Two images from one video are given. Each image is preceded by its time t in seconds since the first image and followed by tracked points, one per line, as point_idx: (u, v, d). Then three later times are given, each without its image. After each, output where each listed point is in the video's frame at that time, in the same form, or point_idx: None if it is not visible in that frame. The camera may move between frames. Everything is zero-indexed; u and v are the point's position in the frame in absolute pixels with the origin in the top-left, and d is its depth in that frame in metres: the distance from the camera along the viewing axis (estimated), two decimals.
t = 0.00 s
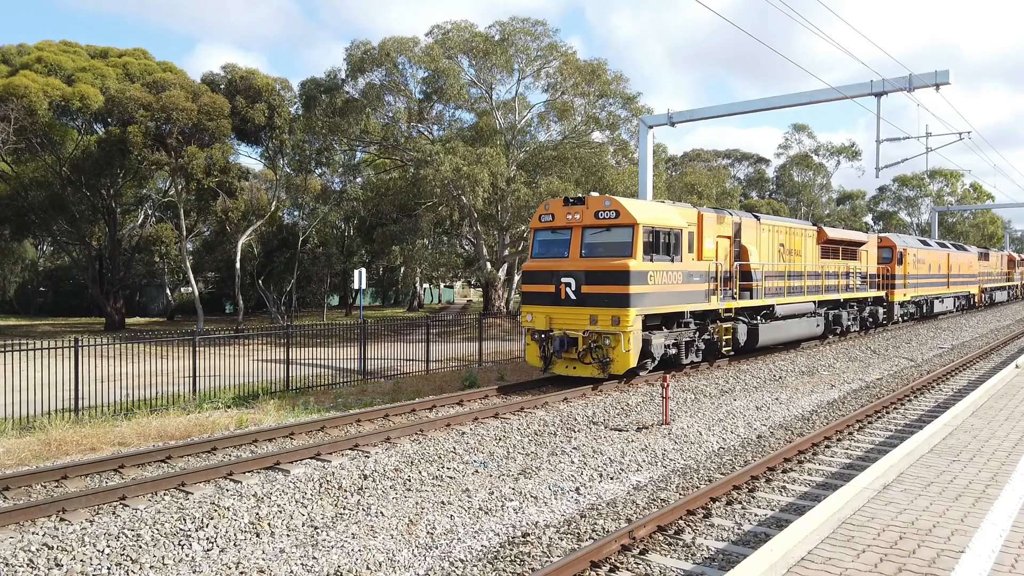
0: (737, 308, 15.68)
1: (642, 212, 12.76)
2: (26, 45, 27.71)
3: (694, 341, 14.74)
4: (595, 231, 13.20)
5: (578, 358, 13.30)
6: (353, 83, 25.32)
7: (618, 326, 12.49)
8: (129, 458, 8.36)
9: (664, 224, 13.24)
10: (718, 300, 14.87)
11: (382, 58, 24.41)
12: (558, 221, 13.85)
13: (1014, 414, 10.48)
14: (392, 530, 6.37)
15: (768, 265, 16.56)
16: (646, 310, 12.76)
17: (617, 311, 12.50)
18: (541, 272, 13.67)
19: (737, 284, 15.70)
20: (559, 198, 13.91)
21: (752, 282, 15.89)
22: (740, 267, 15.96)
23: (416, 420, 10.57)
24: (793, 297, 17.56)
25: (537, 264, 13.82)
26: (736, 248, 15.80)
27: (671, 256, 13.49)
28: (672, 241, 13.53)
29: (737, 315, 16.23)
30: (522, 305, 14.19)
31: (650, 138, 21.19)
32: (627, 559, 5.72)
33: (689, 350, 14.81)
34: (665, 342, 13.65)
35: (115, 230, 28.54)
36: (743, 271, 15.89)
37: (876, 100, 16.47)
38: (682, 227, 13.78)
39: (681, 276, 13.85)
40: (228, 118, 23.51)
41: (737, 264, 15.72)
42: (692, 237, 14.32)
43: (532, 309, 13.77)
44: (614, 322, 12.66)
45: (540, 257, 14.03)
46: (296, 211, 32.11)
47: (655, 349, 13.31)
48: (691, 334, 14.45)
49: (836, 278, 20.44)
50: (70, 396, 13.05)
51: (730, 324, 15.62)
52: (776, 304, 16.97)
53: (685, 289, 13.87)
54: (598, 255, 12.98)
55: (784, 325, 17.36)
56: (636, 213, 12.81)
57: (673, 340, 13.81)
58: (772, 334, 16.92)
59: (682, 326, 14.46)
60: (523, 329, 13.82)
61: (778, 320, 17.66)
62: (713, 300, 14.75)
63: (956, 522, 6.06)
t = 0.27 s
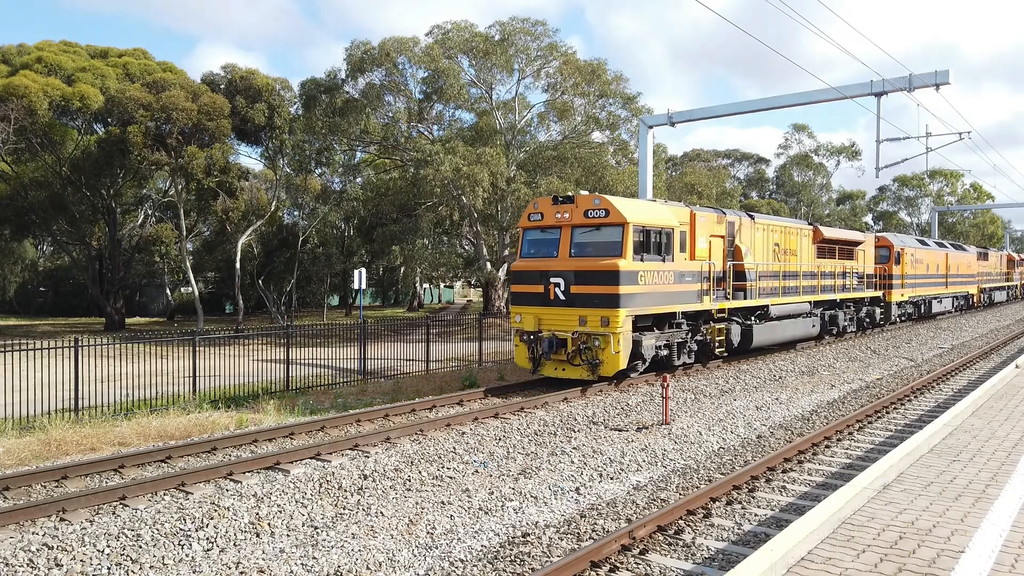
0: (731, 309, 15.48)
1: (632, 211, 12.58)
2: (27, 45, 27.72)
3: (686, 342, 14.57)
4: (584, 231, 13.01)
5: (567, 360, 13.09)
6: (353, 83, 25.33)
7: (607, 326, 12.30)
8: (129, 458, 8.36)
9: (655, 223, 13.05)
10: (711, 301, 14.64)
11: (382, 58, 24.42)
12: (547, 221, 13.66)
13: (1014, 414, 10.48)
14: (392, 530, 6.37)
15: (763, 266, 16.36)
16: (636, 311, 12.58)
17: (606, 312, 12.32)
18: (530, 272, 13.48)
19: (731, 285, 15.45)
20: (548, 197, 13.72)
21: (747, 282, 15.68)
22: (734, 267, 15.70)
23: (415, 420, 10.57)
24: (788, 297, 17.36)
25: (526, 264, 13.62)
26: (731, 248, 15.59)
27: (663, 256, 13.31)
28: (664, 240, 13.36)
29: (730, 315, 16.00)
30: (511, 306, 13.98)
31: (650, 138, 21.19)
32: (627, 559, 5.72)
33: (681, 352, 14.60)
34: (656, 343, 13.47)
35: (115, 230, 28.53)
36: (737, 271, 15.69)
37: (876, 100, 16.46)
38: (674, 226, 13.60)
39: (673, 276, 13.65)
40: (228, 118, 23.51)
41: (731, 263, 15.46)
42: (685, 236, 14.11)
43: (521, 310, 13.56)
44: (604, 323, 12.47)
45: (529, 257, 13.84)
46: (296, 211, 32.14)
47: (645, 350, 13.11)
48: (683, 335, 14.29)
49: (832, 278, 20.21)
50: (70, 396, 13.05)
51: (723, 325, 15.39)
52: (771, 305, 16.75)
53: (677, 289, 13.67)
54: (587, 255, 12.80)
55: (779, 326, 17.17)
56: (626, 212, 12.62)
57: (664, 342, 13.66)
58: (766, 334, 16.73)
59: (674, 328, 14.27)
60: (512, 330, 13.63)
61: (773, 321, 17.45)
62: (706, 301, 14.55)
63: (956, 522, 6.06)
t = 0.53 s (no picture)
0: (724, 309, 15.28)
1: (622, 209, 12.23)
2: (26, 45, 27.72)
3: (677, 343, 14.33)
4: (573, 230, 12.64)
5: (556, 361, 12.73)
6: (353, 83, 25.34)
7: (596, 328, 11.95)
8: (129, 458, 8.36)
9: (645, 222, 12.74)
10: (703, 301, 14.46)
11: (382, 58, 24.43)
12: (536, 219, 13.29)
13: (1014, 414, 10.48)
14: (392, 531, 6.37)
15: (757, 266, 16.18)
16: (626, 312, 12.26)
17: (596, 313, 11.96)
18: (518, 272, 13.10)
19: (724, 285, 15.30)
20: (537, 195, 13.35)
21: (741, 282, 15.50)
22: (728, 267, 15.56)
23: (416, 420, 10.57)
24: (782, 298, 17.15)
25: (514, 264, 13.24)
26: (724, 247, 15.40)
27: (654, 256, 13.04)
28: (655, 240, 13.09)
29: (724, 316, 15.83)
30: (499, 306, 13.60)
31: (650, 138, 21.19)
32: (627, 559, 5.72)
33: (673, 353, 14.40)
34: (646, 345, 13.20)
35: (115, 230, 28.52)
36: (731, 271, 15.50)
37: (876, 100, 16.47)
38: (665, 225, 13.33)
39: (664, 276, 13.35)
40: (228, 118, 23.51)
41: (724, 263, 15.30)
42: (676, 235, 13.85)
43: (509, 311, 13.19)
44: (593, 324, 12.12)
45: (518, 257, 13.46)
46: (296, 211, 32.16)
47: (636, 352, 12.83)
48: (675, 336, 14.04)
49: (828, 278, 19.97)
50: (70, 396, 13.04)
51: (716, 326, 15.21)
52: (765, 305, 16.58)
53: (668, 290, 13.38)
54: (576, 254, 12.43)
55: (773, 327, 16.96)
56: (616, 210, 12.27)
57: (655, 343, 13.40)
58: (760, 335, 16.51)
59: (666, 329, 14.00)
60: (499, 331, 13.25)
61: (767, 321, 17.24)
62: (699, 301, 14.30)
63: (956, 522, 6.06)
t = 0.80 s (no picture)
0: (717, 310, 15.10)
1: (610, 209, 12.09)
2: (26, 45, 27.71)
3: (669, 345, 14.15)
4: (562, 229, 12.50)
5: (544, 363, 12.58)
6: (353, 83, 25.35)
7: (585, 329, 11.81)
8: (129, 458, 8.36)
9: (634, 222, 12.58)
10: (695, 302, 14.27)
11: (382, 58, 24.43)
12: (524, 219, 13.15)
13: (1015, 414, 10.47)
14: (392, 531, 6.37)
15: (751, 265, 16.02)
16: (616, 313, 12.12)
17: (584, 314, 11.82)
18: (506, 272, 12.97)
19: (718, 285, 15.12)
20: (525, 194, 13.21)
21: (734, 283, 15.33)
22: (721, 267, 15.39)
23: (416, 420, 10.57)
24: (777, 299, 16.97)
25: (502, 264, 13.11)
26: (718, 247, 15.24)
27: (644, 255, 12.88)
28: (645, 239, 12.92)
29: (717, 317, 15.65)
30: (487, 307, 13.46)
31: (650, 138, 21.19)
32: (627, 559, 5.72)
33: (665, 354, 14.23)
34: (636, 347, 13.03)
35: (115, 230, 28.51)
36: (724, 271, 15.34)
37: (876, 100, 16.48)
38: (655, 224, 13.17)
39: (654, 276, 13.21)
40: (228, 118, 23.50)
41: (717, 263, 15.12)
42: (667, 235, 13.67)
43: (498, 311, 13.05)
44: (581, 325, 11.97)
45: (507, 257, 13.32)
46: (296, 211, 32.19)
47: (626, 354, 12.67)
48: (666, 337, 13.90)
49: (824, 278, 19.79)
50: (70, 396, 13.05)
51: (709, 326, 15.03)
52: (760, 305, 16.39)
53: (659, 290, 13.23)
54: (565, 254, 12.29)
55: (768, 328, 16.80)
56: (604, 209, 12.12)
57: (646, 344, 13.26)
58: (754, 336, 16.33)
59: (657, 329, 13.84)
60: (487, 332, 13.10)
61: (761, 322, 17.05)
62: (691, 302, 14.14)
63: (956, 522, 6.06)
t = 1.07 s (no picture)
0: (711, 311, 14.79)
1: (600, 207, 11.77)
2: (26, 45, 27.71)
3: (661, 346, 13.78)
4: (551, 228, 12.18)
5: (532, 365, 12.24)
6: (353, 83, 25.38)
7: (573, 330, 11.48)
8: (129, 458, 8.36)
9: (625, 221, 12.27)
10: (688, 303, 13.93)
11: (382, 58, 24.46)
12: (513, 217, 12.84)
13: (1015, 414, 10.47)
14: (392, 531, 6.37)
15: (744, 265, 15.78)
16: (605, 314, 11.78)
17: (572, 314, 11.48)
18: (494, 272, 12.65)
19: (711, 285, 14.85)
20: (513, 193, 12.91)
21: (728, 283, 15.07)
22: (715, 267, 15.12)
23: (416, 421, 10.58)
24: (771, 299, 16.71)
25: (490, 264, 12.80)
26: (711, 247, 14.98)
27: (635, 255, 12.55)
28: (636, 239, 12.60)
29: (711, 318, 15.38)
30: (475, 308, 13.14)
31: (650, 138, 21.20)
32: (627, 559, 5.73)
33: (656, 356, 13.87)
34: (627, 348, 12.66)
35: (115, 230, 28.50)
36: (717, 271, 15.08)
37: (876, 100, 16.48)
38: (647, 223, 12.85)
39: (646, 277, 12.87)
40: (228, 118, 23.50)
41: (711, 263, 14.85)
42: (660, 234, 13.35)
43: (485, 313, 12.73)
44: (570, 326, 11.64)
45: (494, 257, 13.01)
46: (295, 211, 32.23)
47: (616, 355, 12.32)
48: (658, 338, 13.52)
49: (820, 278, 19.52)
50: (70, 396, 13.06)
51: (702, 327, 14.72)
52: (754, 306, 16.15)
53: (650, 290, 12.90)
54: (553, 254, 11.97)
55: (763, 329, 16.57)
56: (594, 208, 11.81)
57: (637, 346, 12.89)
58: (748, 337, 16.13)
59: (649, 331, 13.48)
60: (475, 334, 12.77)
61: (755, 323, 16.84)
62: (684, 303, 13.81)
63: (956, 522, 6.06)
